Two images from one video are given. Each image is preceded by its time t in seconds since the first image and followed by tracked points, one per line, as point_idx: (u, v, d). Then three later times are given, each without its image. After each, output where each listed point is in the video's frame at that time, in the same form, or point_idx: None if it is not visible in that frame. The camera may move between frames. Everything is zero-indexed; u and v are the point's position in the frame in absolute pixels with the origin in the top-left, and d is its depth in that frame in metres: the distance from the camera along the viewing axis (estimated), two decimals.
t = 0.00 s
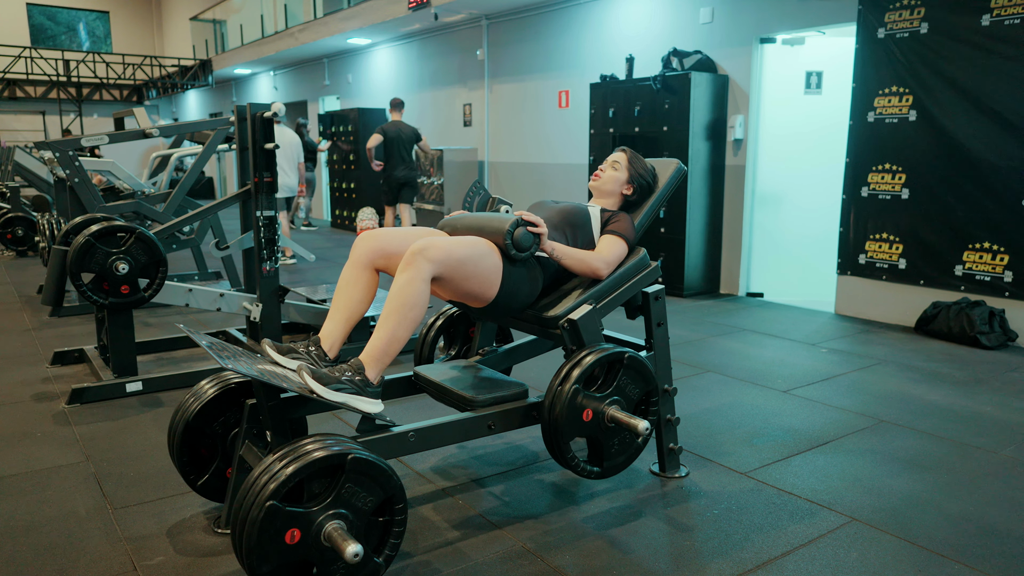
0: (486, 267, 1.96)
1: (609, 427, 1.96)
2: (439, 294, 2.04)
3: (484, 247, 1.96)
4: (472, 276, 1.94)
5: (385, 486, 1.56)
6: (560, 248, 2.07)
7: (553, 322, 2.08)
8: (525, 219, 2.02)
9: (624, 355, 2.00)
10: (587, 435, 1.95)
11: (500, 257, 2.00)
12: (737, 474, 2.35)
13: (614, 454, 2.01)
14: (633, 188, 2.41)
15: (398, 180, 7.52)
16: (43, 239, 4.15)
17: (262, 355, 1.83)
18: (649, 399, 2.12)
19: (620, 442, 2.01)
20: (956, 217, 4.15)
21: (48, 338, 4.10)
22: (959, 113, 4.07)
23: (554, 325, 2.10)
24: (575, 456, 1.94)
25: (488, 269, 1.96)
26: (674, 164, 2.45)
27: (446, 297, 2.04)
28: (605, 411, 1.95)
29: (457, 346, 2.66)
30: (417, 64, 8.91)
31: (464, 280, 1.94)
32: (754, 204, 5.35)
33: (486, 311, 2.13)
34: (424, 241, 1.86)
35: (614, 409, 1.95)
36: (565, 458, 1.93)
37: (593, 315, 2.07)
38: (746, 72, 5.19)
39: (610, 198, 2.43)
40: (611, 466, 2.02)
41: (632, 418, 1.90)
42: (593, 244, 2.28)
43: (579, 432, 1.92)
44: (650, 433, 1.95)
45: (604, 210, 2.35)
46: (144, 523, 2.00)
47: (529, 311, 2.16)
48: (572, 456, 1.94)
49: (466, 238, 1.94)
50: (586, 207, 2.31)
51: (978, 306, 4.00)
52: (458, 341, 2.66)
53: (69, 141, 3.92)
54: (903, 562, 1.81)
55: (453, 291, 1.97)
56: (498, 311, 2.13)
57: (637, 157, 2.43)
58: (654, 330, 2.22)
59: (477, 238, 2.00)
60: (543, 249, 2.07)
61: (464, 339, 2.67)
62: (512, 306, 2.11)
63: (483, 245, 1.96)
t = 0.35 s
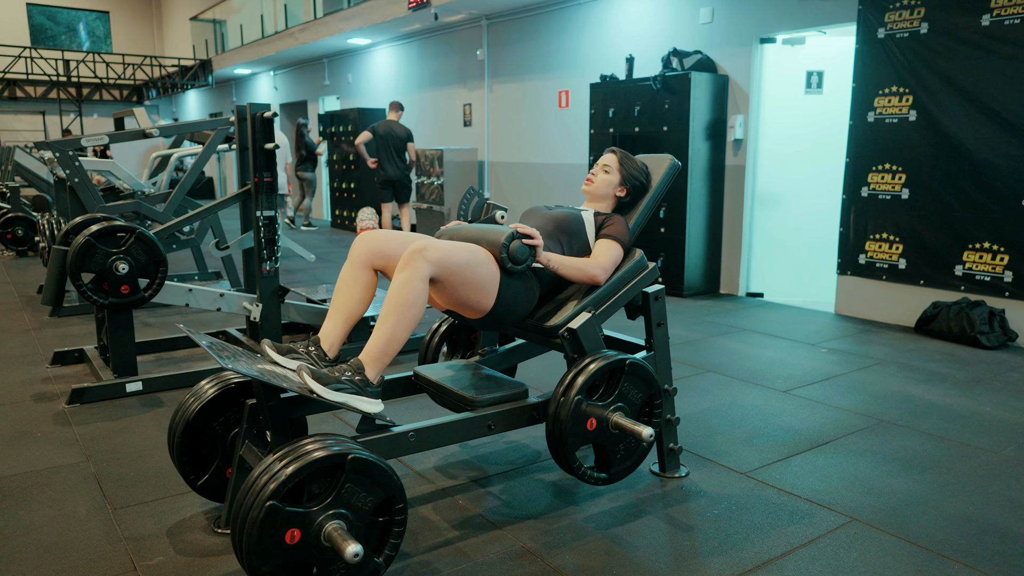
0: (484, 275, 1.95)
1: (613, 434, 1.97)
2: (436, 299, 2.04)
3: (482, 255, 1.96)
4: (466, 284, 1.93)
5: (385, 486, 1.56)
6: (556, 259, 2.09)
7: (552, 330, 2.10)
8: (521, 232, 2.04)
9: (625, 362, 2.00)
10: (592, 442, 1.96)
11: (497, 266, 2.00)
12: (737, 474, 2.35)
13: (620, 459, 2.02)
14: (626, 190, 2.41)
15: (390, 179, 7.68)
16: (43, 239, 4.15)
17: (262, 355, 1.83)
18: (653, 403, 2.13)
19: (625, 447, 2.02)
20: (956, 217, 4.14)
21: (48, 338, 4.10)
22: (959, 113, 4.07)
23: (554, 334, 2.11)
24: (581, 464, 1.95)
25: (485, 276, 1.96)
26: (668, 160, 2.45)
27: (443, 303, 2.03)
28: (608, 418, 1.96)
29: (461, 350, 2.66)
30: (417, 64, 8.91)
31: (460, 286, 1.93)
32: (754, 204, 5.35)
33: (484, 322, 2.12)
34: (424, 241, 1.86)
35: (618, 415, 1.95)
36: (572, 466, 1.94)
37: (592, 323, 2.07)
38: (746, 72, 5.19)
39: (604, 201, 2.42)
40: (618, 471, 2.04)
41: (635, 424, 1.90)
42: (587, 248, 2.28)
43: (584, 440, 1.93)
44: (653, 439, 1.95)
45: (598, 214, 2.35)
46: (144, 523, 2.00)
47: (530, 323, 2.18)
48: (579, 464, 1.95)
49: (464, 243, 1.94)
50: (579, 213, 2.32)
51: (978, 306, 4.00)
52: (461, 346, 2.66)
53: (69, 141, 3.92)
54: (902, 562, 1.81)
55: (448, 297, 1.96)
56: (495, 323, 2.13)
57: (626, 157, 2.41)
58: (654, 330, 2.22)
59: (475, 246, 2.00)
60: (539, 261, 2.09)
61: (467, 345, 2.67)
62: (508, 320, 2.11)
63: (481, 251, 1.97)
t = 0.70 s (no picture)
0: (480, 284, 1.95)
1: (618, 440, 1.98)
2: (433, 305, 2.03)
3: (480, 263, 1.96)
4: (461, 290, 1.93)
5: (385, 486, 1.56)
6: (552, 271, 2.07)
7: (552, 339, 2.10)
8: (517, 245, 2.03)
9: (627, 369, 2.01)
10: (597, 449, 1.97)
11: (492, 276, 1.99)
12: (737, 474, 2.34)
13: (627, 464, 2.03)
14: (618, 193, 2.38)
15: (396, 177, 7.69)
16: (43, 239, 4.15)
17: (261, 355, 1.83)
18: (657, 408, 2.13)
19: (632, 452, 2.03)
20: (956, 217, 4.14)
21: (48, 338, 4.10)
22: (959, 113, 4.07)
23: (554, 343, 2.11)
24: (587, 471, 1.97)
25: (480, 285, 1.95)
26: (662, 157, 2.44)
27: (440, 310, 2.03)
28: (612, 424, 1.96)
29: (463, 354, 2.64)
30: (417, 64, 8.91)
31: (456, 292, 1.92)
32: (754, 204, 5.35)
33: (480, 335, 2.10)
34: (425, 242, 1.87)
35: (622, 421, 1.96)
36: (579, 474, 1.95)
37: (592, 331, 2.08)
38: (746, 72, 5.19)
39: (597, 206, 2.40)
40: (625, 476, 2.04)
41: (639, 430, 1.90)
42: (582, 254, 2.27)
43: (589, 448, 1.95)
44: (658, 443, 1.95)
45: (589, 218, 2.33)
46: (144, 523, 2.00)
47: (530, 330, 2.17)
48: (585, 472, 1.96)
49: (462, 250, 1.95)
50: (570, 218, 2.30)
51: (978, 306, 4.00)
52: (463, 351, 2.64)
53: (69, 141, 3.91)
54: (902, 562, 1.81)
55: (444, 302, 1.96)
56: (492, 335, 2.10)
57: (615, 159, 2.39)
58: (654, 330, 2.22)
59: (472, 253, 2.01)
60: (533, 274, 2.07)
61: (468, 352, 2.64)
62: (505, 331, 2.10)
63: (479, 257, 1.97)
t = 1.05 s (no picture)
0: (478, 292, 1.95)
1: (624, 446, 1.98)
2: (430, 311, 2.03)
3: (479, 270, 1.96)
4: (459, 297, 1.92)
5: (385, 486, 1.56)
6: (548, 284, 2.07)
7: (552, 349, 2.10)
8: (512, 258, 2.03)
9: (630, 375, 2.01)
10: (603, 456, 1.98)
11: (489, 283, 1.98)
12: (737, 474, 2.34)
13: (634, 468, 2.03)
14: (610, 200, 2.39)
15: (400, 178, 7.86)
16: (43, 239, 4.15)
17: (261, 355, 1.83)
18: (661, 411, 2.13)
19: (638, 456, 2.03)
20: (955, 217, 4.15)
21: (48, 338, 4.10)
22: (959, 113, 4.07)
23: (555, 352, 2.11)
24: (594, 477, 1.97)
25: (477, 292, 1.95)
26: (655, 154, 2.43)
27: (436, 317, 2.02)
28: (618, 430, 1.97)
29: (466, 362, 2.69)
30: (417, 64, 8.91)
31: (453, 297, 1.92)
32: (754, 204, 5.35)
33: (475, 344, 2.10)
34: (428, 244, 1.87)
35: (627, 427, 1.96)
36: (588, 481, 1.96)
37: (592, 339, 2.08)
38: (746, 72, 5.20)
39: (589, 213, 2.40)
40: (632, 480, 2.04)
41: (644, 436, 1.91)
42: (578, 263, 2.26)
43: (596, 456, 1.95)
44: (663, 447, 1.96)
45: (582, 224, 2.32)
46: (144, 523, 2.00)
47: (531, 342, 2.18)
48: (592, 479, 1.97)
49: (462, 256, 1.95)
50: (562, 225, 2.29)
51: (978, 307, 4.00)
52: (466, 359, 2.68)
53: (69, 141, 3.91)
54: (903, 562, 1.81)
55: (441, 308, 1.95)
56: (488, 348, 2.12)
57: (606, 165, 2.38)
58: (654, 330, 2.23)
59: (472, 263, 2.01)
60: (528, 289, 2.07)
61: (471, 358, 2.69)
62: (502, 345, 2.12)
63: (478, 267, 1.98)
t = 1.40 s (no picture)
0: (477, 297, 1.94)
1: (627, 450, 1.98)
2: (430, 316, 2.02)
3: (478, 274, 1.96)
4: (458, 301, 1.92)
5: (385, 486, 1.56)
6: (546, 291, 2.06)
7: (552, 354, 2.09)
8: (512, 266, 2.03)
9: (632, 379, 2.00)
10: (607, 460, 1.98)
11: (488, 287, 1.98)
12: (737, 474, 2.34)
13: (638, 470, 2.03)
14: (606, 203, 2.39)
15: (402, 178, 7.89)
16: (44, 239, 4.15)
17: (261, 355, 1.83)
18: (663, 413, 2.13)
19: (642, 459, 2.03)
20: (955, 217, 4.15)
21: (48, 338, 4.10)
22: (959, 113, 4.07)
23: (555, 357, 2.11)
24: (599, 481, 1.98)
25: (476, 296, 1.94)
26: (650, 153, 2.43)
27: (435, 321, 2.02)
28: (621, 434, 1.97)
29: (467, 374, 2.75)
30: (417, 64, 8.91)
31: (452, 302, 1.91)
32: (754, 204, 5.35)
33: (474, 352, 2.10)
34: (433, 246, 1.87)
35: (630, 430, 1.97)
36: (592, 485, 1.96)
37: (593, 344, 2.08)
38: (746, 72, 5.20)
39: (586, 216, 2.40)
40: (637, 482, 2.05)
41: (647, 440, 1.91)
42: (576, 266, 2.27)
43: (600, 459, 1.95)
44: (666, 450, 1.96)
45: (577, 228, 2.32)
46: (145, 523, 2.00)
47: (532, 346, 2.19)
48: (596, 482, 1.97)
49: (463, 260, 1.94)
50: (558, 231, 2.28)
51: (978, 306, 4.00)
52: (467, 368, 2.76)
53: (69, 141, 3.91)
54: (903, 562, 1.81)
55: (441, 313, 1.95)
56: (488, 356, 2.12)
57: (602, 167, 2.37)
58: (654, 330, 2.23)
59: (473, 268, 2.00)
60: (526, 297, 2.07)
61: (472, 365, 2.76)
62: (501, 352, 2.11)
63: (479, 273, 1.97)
